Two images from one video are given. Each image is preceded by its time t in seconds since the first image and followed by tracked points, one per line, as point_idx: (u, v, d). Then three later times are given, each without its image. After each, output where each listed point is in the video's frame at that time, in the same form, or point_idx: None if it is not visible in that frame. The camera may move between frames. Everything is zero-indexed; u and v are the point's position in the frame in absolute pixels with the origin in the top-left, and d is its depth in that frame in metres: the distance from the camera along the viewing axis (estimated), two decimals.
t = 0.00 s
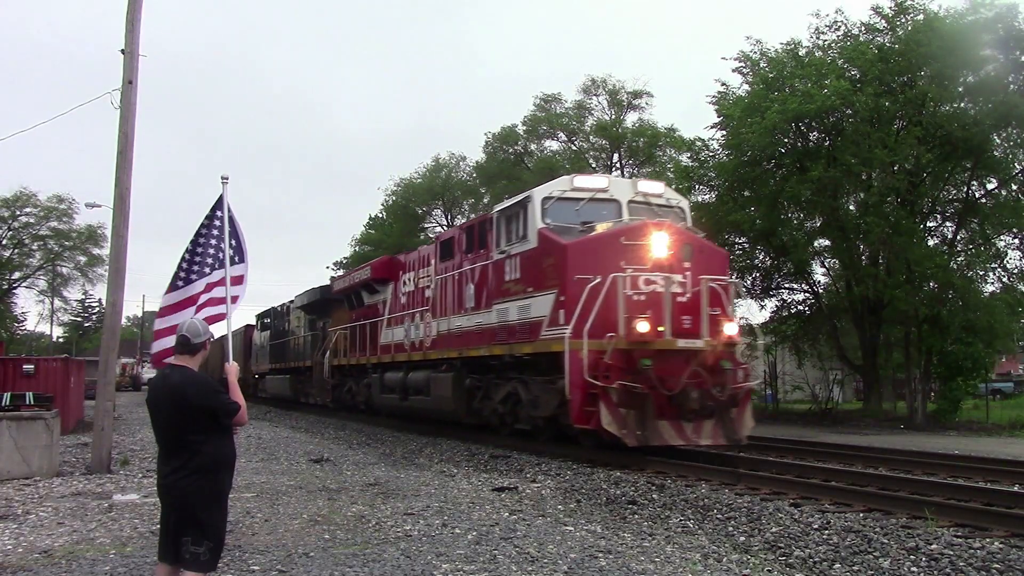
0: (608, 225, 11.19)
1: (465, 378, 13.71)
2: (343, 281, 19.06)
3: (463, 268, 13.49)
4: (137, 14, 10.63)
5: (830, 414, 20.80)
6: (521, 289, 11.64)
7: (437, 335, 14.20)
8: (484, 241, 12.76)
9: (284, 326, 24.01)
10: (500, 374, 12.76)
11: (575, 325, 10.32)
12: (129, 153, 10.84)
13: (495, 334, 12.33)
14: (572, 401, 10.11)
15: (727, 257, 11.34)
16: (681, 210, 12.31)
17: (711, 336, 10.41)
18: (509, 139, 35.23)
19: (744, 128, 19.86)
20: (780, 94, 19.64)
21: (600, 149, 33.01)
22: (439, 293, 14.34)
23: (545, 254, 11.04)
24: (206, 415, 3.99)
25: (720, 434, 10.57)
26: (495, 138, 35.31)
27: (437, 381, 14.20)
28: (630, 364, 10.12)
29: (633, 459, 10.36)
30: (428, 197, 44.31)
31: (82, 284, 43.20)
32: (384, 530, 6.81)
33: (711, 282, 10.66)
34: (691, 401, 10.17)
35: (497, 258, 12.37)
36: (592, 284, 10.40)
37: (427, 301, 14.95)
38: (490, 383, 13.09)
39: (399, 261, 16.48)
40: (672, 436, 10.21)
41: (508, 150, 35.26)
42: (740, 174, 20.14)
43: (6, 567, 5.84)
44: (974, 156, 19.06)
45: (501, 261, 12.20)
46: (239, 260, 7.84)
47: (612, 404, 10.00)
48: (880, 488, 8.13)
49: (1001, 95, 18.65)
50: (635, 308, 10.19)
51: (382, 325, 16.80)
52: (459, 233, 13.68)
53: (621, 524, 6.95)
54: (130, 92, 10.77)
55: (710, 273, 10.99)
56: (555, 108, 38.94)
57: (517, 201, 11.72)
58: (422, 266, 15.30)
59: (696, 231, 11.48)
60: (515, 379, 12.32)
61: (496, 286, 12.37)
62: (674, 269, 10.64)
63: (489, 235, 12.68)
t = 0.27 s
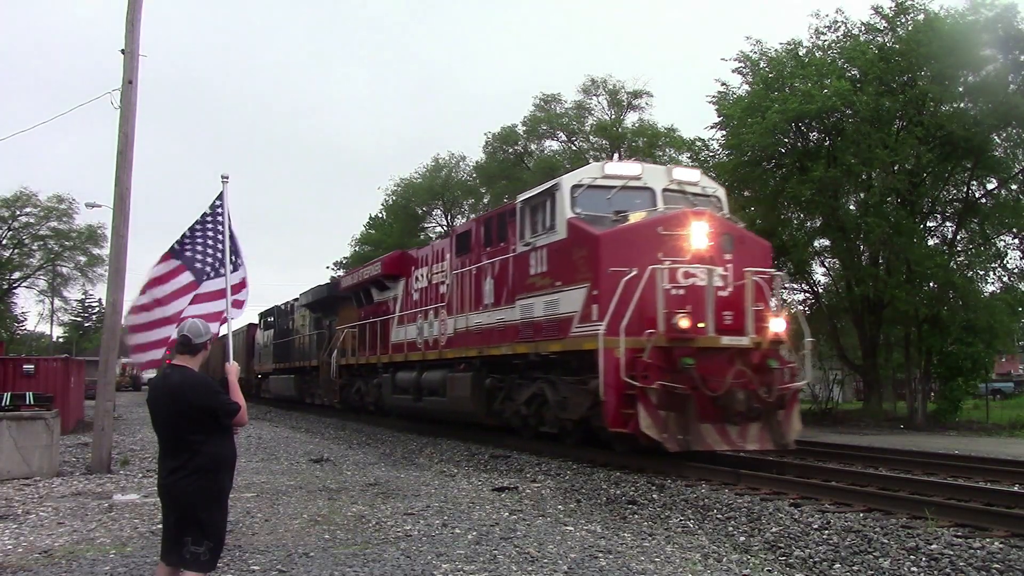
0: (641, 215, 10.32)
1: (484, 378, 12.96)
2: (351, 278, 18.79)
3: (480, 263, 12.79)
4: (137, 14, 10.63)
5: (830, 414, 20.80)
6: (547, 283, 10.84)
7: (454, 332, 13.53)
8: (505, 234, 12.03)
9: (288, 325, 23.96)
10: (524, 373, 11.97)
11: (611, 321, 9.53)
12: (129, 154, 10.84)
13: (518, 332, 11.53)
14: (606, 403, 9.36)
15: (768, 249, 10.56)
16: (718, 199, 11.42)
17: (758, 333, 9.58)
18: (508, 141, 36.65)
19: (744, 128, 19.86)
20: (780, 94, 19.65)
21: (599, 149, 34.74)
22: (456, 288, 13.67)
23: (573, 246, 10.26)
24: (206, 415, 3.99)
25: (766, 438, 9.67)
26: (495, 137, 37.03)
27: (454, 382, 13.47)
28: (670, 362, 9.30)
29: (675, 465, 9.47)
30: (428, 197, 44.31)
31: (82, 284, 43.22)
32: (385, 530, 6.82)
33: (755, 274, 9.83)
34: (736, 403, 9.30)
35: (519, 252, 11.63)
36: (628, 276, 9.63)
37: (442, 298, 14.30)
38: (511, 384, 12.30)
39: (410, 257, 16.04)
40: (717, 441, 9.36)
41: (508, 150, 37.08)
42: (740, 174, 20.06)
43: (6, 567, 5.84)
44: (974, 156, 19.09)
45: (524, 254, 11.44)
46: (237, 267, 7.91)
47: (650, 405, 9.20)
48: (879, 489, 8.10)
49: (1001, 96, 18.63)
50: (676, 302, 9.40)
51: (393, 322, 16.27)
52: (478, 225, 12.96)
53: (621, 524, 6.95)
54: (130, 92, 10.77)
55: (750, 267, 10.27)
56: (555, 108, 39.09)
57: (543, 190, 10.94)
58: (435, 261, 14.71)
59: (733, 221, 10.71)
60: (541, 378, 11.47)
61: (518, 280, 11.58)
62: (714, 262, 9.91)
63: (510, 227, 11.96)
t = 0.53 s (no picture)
0: (681, 202, 9.83)
1: (508, 378, 12.43)
2: (361, 274, 18.44)
3: (500, 256, 12.31)
4: (137, 14, 10.63)
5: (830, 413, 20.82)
6: (579, 277, 10.32)
7: (473, 329, 13.05)
8: (528, 225, 11.54)
9: (291, 324, 23.89)
10: (553, 371, 11.39)
11: (651, 318, 9.03)
12: (129, 154, 10.84)
13: (545, 328, 11.01)
14: (646, 406, 8.80)
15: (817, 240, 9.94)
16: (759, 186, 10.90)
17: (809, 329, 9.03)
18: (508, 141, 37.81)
19: (744, 129, 19.88)
20: (780, 94, 19.68)
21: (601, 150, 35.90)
22: (474, 283, 13.20)
23: (607, 238, 9.76)
24: (206, 415, 3.98)
25: (820, 443, 8.93)
26: (496, 140, 38.23)
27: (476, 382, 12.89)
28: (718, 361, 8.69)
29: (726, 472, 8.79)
30: (428, 197, 44.36)
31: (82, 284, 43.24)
32: (385, 529, 6.82)
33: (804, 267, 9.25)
34: (790, 405, 8.63)
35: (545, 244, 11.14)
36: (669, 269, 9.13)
37: (458, 293, 13.84)
38: (537, 385, 11.72)
39: (421, 252, 15.65)
40: (768, 447, 8.68)
41: (508, 150, 38.08)
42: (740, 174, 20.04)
43: (6, 568, 5.84)
44: (974, 156, 19.11)
45: (552, 247, 10.94)
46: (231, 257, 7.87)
47: (696, 408, 8.56)
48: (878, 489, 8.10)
49: (1001, 96, 18.57)
50: (720, 297, 8.97)
51: (404, 320, 15.87)
52: (498, 217, 12.47)
53: (621, 524, 6.95)
54: (130, 92, 10.78)
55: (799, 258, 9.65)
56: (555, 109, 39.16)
57: (572, 179, 10.43)
58: (450, 255, 14.27)
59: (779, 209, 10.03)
60: (572, 378, 10.85)
61: (545, 274, 11.07)
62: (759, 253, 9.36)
63: (534, 218, 11.47)
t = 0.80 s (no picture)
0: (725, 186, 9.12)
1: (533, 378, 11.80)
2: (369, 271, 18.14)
3: (524, 250, 11.74)
4: (137, 14, 10.63)
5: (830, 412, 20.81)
6: (614, 270, 9.62)
7: (496, 326, 12.43)
8: (554, 216, 10.94)
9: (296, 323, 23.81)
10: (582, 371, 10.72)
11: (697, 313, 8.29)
12: (129, 154, 10.84)
13: (577, 325, 10.34)
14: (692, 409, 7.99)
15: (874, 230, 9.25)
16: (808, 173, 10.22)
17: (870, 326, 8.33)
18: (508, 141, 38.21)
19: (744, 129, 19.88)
20: (781, 94, 19.70)
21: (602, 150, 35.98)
22: (496, 277, 12.61)
23: (646, 227, 9.08)
24: (205, 414, 3.98)
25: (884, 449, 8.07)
26: (495, 138, 38.34)
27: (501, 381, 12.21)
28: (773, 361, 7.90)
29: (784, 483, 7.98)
30: (427, 197, 44.37)
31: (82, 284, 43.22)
32: (385, 529, 6.82)
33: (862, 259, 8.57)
34: (853, 408, 7.84)
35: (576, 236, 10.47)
36: (717, 261, 8.46)
37: (478, 289, 13.27)
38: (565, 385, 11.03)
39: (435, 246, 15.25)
40: (830, 457, 7.85)
41: (508, 150, 38.33)
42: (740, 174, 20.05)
43: (6, 568, 5.85)
44: (974, 156, 19.08)
45: (583, 238, 10.27)
46: (239, 259, 7.82)
47: (750, 412, 7.76)
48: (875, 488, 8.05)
49: (1001, 95, 18.55)
50: (772, 291, 8.28)
51: (417, 318, 15.47)
52: (523, 208, 11.85)
53: (621, 525, 6.95)
54: (130, 92, 10.78)
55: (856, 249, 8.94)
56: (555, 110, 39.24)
57: (606, 165, 9.78)
58: (467, 249, 13.78)
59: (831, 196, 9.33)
60: (604, 380, 10.13)
61: (576, 268, 10.40)
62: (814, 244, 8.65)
63: (561, 208, 10.85)
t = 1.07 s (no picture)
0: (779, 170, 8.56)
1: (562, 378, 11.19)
2: (379, 267, 17.83)
3: (550, 242, 11.29)
4: (137, 14, 10.63)
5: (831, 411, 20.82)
6: (654, 262, 9.04)
7: (518, 322, 11.90)
8: (584, 206, 10.48)
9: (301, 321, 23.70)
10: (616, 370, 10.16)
11: (752, 306, 7.71)
12: (129, 154, 10.84)
13: (611, 321, 9.78)
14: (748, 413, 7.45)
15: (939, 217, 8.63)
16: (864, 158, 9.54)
17: (943, 321, 7.66)
18: (508, 140, 38.35)
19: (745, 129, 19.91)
20: (781, 94, 19.71)
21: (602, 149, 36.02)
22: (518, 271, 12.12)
23: (692, 215, 8.52)
24: (205, 414, 3.99)
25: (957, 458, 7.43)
26: (496, 140, 38.87)
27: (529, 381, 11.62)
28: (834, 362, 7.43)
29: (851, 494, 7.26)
30: (428, 197, 44.40)
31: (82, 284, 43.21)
32: (385, 529, 6.82)
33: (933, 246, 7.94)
34: (928, 412, 7.24)
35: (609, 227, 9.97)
36: (774, 250, 7.84)
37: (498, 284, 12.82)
38: (598, 386, 10.47)
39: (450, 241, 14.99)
40: (904, 464, 7.18)
41: (508, 150, 38.43)
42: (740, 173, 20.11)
43: (6, 568, 5.85)
44: (975, 156, 19.07)
45: (617, 227, 9.76)
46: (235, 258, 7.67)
47: (815, 416, 7.16)
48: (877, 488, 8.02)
49: (1001, 96, 18.42)
50: (834, 283, 7.70)
51: (430, 316, 15.07)
52: (550, 198, 11.38)
53: (621, 524, 6.95)
54: (130, 92, 10.78)
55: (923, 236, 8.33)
56: (555, 110, 39.30)
57: (644, 149, 9.27)
58: (485, 242, 13.42)
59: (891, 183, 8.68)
60: (642, 379, 9.54)
61: (608, 259, 9.87)
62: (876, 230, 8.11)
63: (592, 198, 10.38)
